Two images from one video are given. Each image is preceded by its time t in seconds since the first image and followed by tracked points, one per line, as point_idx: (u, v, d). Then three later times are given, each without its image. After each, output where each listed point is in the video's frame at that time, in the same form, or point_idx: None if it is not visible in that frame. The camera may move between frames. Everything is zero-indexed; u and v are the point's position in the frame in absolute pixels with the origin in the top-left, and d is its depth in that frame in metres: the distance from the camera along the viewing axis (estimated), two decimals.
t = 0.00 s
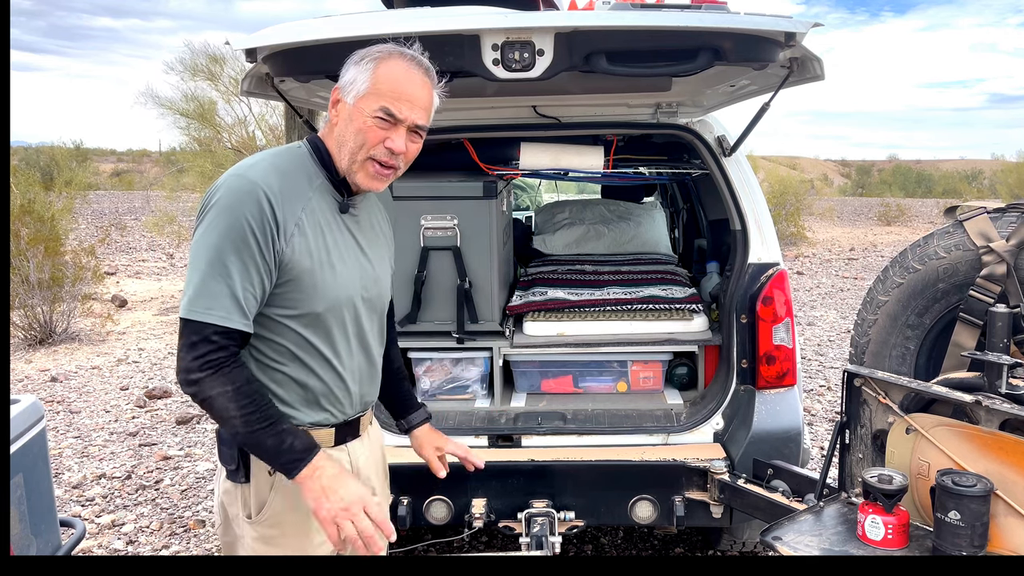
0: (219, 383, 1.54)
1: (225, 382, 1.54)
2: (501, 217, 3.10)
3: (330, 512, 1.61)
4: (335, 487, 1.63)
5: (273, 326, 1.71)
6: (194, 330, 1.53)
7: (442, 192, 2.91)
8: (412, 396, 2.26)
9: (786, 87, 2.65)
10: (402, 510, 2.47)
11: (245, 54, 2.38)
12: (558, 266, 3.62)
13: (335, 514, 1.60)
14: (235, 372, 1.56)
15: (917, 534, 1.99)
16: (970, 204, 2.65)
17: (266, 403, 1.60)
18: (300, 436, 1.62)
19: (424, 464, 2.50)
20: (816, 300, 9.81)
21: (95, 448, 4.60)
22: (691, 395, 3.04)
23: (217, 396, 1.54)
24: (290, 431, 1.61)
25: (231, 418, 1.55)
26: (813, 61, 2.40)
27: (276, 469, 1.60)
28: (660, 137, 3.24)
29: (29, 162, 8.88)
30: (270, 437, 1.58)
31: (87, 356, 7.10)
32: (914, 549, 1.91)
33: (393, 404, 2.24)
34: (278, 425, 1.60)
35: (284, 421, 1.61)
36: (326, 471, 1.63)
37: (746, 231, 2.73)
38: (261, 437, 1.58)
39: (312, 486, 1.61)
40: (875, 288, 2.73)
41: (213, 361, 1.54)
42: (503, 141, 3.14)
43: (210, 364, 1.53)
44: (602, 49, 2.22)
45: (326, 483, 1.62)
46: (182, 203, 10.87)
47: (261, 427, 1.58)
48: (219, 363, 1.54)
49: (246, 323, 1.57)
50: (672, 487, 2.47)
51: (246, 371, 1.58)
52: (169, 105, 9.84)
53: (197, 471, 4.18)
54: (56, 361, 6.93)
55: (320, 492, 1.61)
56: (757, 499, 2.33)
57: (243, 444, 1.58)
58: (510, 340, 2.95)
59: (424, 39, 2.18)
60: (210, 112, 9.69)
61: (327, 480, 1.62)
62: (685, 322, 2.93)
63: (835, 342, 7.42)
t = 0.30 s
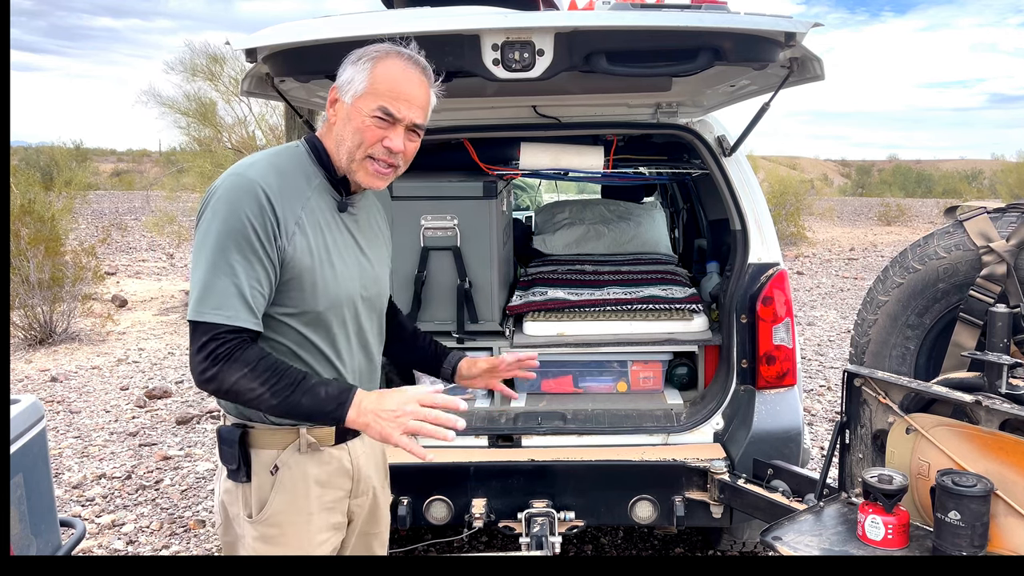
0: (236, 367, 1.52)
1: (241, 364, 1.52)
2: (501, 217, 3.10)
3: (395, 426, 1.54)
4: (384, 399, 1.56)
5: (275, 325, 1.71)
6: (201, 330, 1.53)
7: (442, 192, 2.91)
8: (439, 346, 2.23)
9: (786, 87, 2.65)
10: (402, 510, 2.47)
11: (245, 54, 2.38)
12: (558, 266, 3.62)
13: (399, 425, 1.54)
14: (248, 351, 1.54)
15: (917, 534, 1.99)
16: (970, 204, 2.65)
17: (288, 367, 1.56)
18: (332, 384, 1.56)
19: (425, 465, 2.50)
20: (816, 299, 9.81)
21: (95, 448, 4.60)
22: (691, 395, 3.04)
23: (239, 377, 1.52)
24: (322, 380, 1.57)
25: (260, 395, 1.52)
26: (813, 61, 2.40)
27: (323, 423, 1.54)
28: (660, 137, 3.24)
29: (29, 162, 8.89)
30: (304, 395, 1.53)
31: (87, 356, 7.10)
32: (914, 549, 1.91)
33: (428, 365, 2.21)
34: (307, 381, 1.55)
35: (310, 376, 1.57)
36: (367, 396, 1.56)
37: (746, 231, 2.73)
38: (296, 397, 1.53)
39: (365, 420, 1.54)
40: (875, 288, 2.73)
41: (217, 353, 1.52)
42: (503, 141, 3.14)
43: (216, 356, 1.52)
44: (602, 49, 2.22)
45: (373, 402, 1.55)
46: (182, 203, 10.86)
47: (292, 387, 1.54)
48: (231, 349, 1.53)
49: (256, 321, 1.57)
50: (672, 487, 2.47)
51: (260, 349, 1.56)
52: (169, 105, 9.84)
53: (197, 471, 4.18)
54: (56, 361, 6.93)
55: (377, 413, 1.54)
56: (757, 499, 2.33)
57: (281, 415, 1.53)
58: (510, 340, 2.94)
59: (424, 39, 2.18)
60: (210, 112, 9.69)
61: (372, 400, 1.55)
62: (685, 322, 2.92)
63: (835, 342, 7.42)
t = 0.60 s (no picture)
0: (239, 357, 1.52)
1: (243, 354, 1.52)
2: (501, 217, 3.10)
3: (406, 385, 1.53)
4: (389, 362, 1.55)
5: (275, 324, 1.72)
6: (203, 328, 1.53)
7: (442, 192, 2.91)
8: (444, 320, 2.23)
9: (786, 87, 2.65)
10: (401, 510, 2.47)
11: (245, 54, 2.38)
12: (558, 266, 3.62)
13: (408, 382, 1.53)
14: (247, 340, 1.54)
15: (917, 534, 1.99)
16: (970, 204, 2.65)
17: (292, 349, 1.56)
18: (336, 358, 1.56)
19: (424, 464, 2.50)
20: (816, 299, 9.81)
21: (95, 448, 4.60)
22: (691, 395, 3.04)
23: (244, 367, 1.52)
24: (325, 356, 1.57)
25: (268, 381, 1.52)
26: (813, 61, 2.40)
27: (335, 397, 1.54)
28: (660, 137, 3.24)
29: (29, 162, 8.89)
30: (311, 372, 1.53)
31: (87, 356, 7.10)
32: (914, 549, 1.91)
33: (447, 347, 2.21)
34: (310, 359, 1.55)
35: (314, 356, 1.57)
36: (372, 364, 1.55)
37: (746, 231, 2.73)
38: (303, 375, 1.53)
39: (375, 388, 1.53)
40: (875, 288, 2.73)
41: (218, 347, 1.52)
42: (503, 141, 3.14)
43: (218, 350, 1.52)
44: (602, 49, 2.22)
45: (380, 369, 1.54)
46: (182, 203, 10.86)
47: (297, 367, 1.54)
48: (234, 340, 1.53)
49: (258, 318, 1.57)
50: (672, 487, 2.47)
51: (261, 339, 1.55)
52: (169, 105, 9.83)
53: (197, 471, 4.18)
54: (56, 361, 6.93)
55: (385, 377, 1.53)
56: (757, 499, 2.33)
57: (291, 398, 1.53)
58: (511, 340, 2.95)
59: (424, 39, 2.18)
60: (210, 112, 9.68)
61: (377, 367, 1.54)
62: (685, 322, 2.92)
63: (835, 342, 7.42)
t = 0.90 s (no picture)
0: (246, 354, 1.52)
1: (250, 350, 1.52)
2: (501, 217, 3.10)
3: (415, 364, 1.58)
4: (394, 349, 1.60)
5: (275, 323, 1.72)
6: (206, 326, 1.53)
7: (442, 192, 2.91)
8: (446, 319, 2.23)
9: (786, 87, 2.65)
10: (401, 510, 2.47)
11: (245, 54, 2.38)
12: (558, 266, 3.62)
13: (417, 364, 1.58)
14: (253, 336, 1.53)
15: (917, 534, 1.99)
16: (970, 204, 2.65)
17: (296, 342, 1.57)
18: (341, 348, 1.57)
19: (424, 464, 2.50)
20: (816, 300, 9.81)
21: (96, 448, 4.60)
22: (691, 395, 3.04)
23: (253, 363, 1.52)
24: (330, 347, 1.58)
25: (276, 376, 1.52)
26: (813, 61, 2.40)
27: (344, 387, 1.55)
28: (660, 137, 3.24)
29: (29, 162, 8.89)
30: (318, 364, 1.54)
31: (87, 356, 7.10)
32: (914, 549, 1.91)
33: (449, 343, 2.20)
34: (315, 351, 1.56)
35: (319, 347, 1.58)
36: (375, 352, 1.58)
37: (746, 231, 2.73)
38: (311, 366, 1.54)
39: (384, 373, 1.56)
40: (875, 288, 2.73)
41: (224, 343, 1.52)
42: (503, 141, 3.14)
43: (224, 347, 1.52)
44: (602, 49, 2.22)
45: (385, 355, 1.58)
46: (182, 204, 10.86)
47: (304, 358, 1.54)
48: (239, 336, 1.53)
49: (260, 316, 1.57)
50: (672, 487, 2.47)
51: (265, 335, 1.55)
52: (169, 105, 9.83)
53: (196, 471, 4.17)
54: (56, 361, 6.94)
55: (394, 361, 1.57)
56: (757, 499, 2.33)
57: (300, 390, 1.54)
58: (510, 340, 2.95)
59: (424, 39, 2.18)
60: (210, 112, 9.68)
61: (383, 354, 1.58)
62: (685, 322, 2.92)
63: (835, 342, 7.42)
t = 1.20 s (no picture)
0: (239, 362, 1.51)
1: (243, 358, 1.51)
2: (501, 217, 3.10)
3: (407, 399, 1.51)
4: (396, 372, 1.51)
5: (274, 325, 1.71)
6: (202, 329, 1.53)
7: (442, 192, 2.91)
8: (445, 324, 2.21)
9: (786, 87, 2.65)
10: (402, 510, 2.47)
11: (245, 54, 2.38)
12: (558, 266, 3.62)
13: (406, 401, 1.49)
14: (247, 343, 1.53)
15: (917, 534, 1.99)
16: (970, 204, 2.64)
17: (292, 353, 1.54)
18: (336, 362, 1.53)
19: (424, 465, 2.50)
20: (816, 300, 9.81)
21: (96, 448, 4.60)
22: (691, 395, 3.04)
23: (244, 371, 1.51)
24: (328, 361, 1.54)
25: (268, 385, 1.51)
26: (813, 61, 2.40)
27: (338, 403, 1.51)
28: (660, 137, 3.24)
29: (29, 162, 8.88)
30: (311, 378, 1.51)
31: (87, 356, 7.10)
32: (914, 549, 1.91)
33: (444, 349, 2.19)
34: (309, 364, 1.53)
35: (315, 359, 1.54)
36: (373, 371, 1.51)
37: (746, 231, 2.73)
38: (304, 379, 1.50)
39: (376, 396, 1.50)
40: (875, 287, 2.73)
41: (219, 348, 1.52)
42: (503, 141, 3.14)
43: (219, 351, 1.52)
44: (602, 49, 2.22)
45: (382, 380, 1.50)
46: (182, 203, 10.86)
47: (298, 370, 1.51)
48: (233, 343, 1.52)
49: (259, 318, 1.57)
50: (672, 487, 2.47)
51: (261, 340, 1.54)
52: (169, 106, 9.83)
53: (196, 471, 4.18)
54: (56, 361, 6.94)
55: (387, 390, 1.50)
56: (757, 499, 2.33)
57: (292, 402, 1.51)
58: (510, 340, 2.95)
59: (424, 39, 2.18)
60: (210, 112, 9.68)
61: (380, 377, 1.50)
62: (685, 322, 2.92)
63: (835, 342, 7.42)
